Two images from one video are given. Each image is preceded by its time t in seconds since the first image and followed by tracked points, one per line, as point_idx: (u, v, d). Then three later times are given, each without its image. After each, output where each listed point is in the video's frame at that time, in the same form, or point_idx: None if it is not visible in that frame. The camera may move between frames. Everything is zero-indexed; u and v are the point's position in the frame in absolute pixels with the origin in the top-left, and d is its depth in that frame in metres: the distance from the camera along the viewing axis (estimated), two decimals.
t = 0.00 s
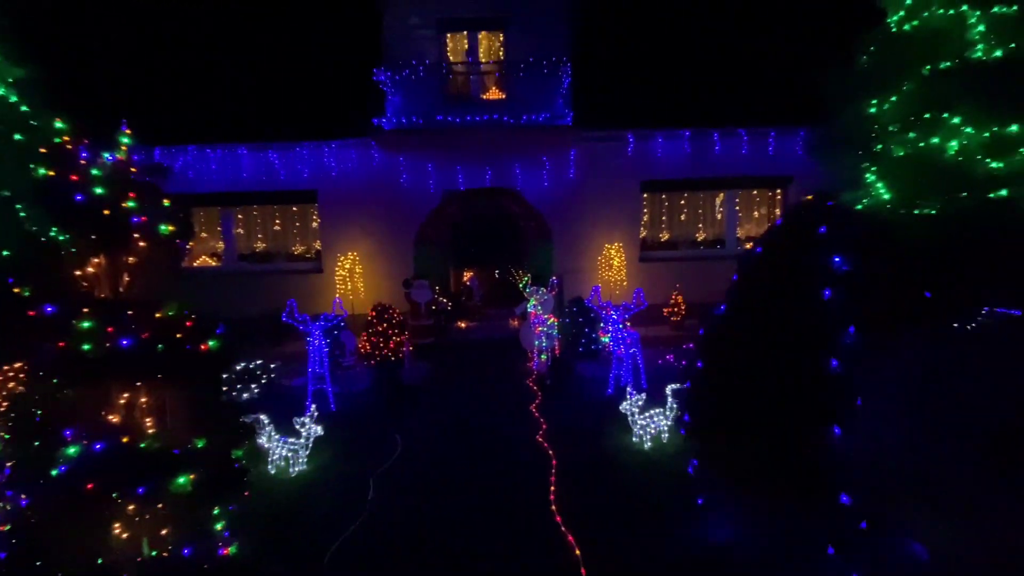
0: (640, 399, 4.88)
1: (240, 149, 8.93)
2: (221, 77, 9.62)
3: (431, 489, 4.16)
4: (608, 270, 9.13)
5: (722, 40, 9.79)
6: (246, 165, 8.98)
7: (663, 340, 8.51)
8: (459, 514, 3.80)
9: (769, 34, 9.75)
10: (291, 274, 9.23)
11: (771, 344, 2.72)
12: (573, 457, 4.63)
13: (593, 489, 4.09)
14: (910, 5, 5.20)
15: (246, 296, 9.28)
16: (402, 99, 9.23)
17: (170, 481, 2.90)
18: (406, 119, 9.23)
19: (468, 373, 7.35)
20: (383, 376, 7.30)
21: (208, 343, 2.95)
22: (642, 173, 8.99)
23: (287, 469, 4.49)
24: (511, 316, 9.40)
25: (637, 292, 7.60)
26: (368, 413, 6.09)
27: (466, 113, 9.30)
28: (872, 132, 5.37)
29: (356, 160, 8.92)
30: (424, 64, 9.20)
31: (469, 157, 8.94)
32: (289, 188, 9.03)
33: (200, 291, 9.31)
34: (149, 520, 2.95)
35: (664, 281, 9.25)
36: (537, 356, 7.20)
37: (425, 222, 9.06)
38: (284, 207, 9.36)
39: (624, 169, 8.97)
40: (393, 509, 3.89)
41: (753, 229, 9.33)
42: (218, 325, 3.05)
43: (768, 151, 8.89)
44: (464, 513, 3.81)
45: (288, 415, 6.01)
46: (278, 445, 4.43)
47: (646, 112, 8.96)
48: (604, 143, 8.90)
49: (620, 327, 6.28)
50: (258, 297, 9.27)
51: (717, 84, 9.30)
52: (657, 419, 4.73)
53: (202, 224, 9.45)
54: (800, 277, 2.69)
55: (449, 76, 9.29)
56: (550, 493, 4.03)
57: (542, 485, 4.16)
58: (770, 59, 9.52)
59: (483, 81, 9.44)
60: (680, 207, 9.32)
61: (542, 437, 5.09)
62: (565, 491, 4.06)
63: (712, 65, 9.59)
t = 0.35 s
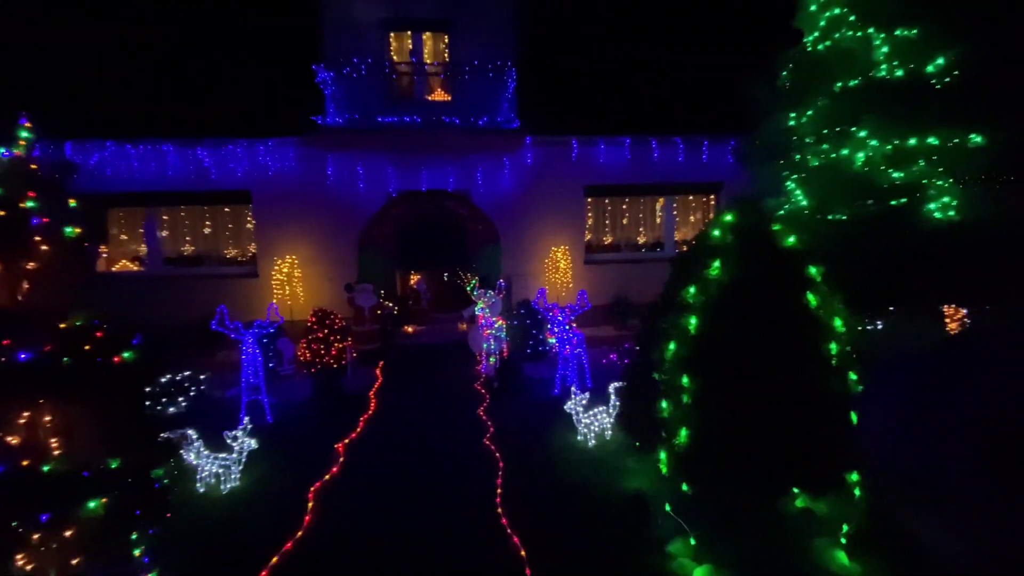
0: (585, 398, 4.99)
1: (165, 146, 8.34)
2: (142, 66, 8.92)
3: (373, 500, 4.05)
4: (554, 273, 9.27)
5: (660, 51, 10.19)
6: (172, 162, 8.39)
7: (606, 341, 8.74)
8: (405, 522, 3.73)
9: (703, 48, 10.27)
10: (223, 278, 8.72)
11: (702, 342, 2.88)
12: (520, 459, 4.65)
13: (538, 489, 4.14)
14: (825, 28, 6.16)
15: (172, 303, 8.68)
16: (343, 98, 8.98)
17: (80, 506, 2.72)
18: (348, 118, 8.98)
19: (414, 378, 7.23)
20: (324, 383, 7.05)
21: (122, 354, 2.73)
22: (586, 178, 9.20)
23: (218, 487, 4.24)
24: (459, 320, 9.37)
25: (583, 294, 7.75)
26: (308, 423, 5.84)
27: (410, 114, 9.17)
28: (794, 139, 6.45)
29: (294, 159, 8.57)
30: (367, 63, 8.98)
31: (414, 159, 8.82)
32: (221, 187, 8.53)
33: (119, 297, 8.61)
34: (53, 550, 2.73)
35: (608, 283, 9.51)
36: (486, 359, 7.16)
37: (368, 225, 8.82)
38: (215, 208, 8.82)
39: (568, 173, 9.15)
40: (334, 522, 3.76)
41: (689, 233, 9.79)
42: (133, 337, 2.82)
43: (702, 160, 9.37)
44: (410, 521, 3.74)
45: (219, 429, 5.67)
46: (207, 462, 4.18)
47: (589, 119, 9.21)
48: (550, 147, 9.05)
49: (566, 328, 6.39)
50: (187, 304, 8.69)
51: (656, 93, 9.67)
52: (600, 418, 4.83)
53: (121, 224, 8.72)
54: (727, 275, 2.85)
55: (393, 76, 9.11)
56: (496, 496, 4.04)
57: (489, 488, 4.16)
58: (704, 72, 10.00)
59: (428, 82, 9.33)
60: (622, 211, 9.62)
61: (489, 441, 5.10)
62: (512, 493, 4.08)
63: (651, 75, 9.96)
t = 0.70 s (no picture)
0: (528, 399, 5.06)
1: (74, 140, 7.65)
2: (50, 55, 8.23)
3: (310, 513, 3.90)
4: (499, 276, 9.30)
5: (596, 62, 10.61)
6: (82, 158, 7.70)
7: (550, 342, 8.87)
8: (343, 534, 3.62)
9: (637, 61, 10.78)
10: (144, 284, 8.10)
11: (638, 341, 2.99)
12: (464, 463, 4.64)
13: (483, 492, 4.15)
14: (747, 44, 6.56)
15: (83, 313, 7.94)
16: (276, 94, 8.53)
17: None
18: (281, 115, 8.51)
19: (356, 386, 7.03)
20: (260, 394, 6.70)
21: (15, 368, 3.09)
22: (530, 182, 9.33)
23: (134, 511, 3.91)
24: (404, 324, 9.22)
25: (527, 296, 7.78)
26: (239, 437, 5.51)
27: (348, 113, 8.90)
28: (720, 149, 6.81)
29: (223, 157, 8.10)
30: (302, 59, 8.65)
31: (353, 159, 8.57)
32: (140, 186, 7.90)
33: (18, 307, 7.79)
34: None
35: (552, 285, 9.66)
36: (431, 363, 7.03)
37: (305, 227, 8.49)
38: (133, 209, 8.18)
39: (511, 177, 9.22)
40: (266, 538, 3.58)
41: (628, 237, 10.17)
42: (30, 351, 3.23)
43: (640, 167, 9.76)
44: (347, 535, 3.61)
45: (137, 447, 5.25)
46: (123, 484, 3.86)
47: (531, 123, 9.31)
48: (494, 151, 9.09)
49: (511, 330, 6.43)
50: (100, 312, 7.98)
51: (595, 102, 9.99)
52: (544, 418, 4.92)
53: (22, 226, 7.89)
54: (658, 278, 2.97)
55: (330, 73, 8.82)
56: (439, 502, 3.98)
57: (432, 495, 4.11)
58: (638, 83, 10.50)
59: (368, 81, 9.12)
60: (565, 215, 9.82)
61: (433, 446, 5.04)
62: (455, 499, 4.05)
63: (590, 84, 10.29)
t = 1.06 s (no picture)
0: (470, 402, 5.06)
1: None
2: None
3: (242, 534, 3.68)
4: (443, 278, 9.21)
5: (535, 71, 10.92)
6: None
7: (494, 344, 8.87)
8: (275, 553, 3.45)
9: (574, 72, 11.21)
10: (46, 291, 7.35)
11: (575, 342, 3.07)
12: (406, 470, 4.56)
13: (424, 498, 4.10)
14: (675, 58, 6.90)
15: None
16: (199, 87, 8.04)
17: None
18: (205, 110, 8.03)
19: (292, 395, 6.72)
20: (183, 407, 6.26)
21: None
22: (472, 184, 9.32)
23: (36, 542, 3.56)
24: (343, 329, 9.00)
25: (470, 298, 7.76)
26: (161, 455, 5.11)
27: (280, 109, 8.49)
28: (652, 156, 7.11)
29: (139, 153, 7.51)
30: (227, 50, 8.16)
31: (285, 158, 8.19)
32: (39, 183, 7.14)
33: None
34: None
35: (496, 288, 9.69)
36: (371, 369, 6.87)
37: (234, 229, 8.04)
38: (31, 208, 7.36)
39: (454, 179, 9.16)
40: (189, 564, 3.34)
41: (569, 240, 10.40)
42: None
43: (579, 172, 10.02)
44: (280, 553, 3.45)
45: (37, 471, 4.74)
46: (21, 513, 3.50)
47: (473, 124, 9.26)
48: (436, 153, 9.01)
49: (453, 334, 6.39)
50: None
51: (536, 108, 10.20)
52: (487, 419, 4.95)
53: None
54: (591, 281, 3.06)
55: (259, 67, 8.38)
56: (379, 513, 3.88)
57: (371, 505, 4.00)
58: (575, 92, 10.86)
59: (301, 77, 8.76)
60: (508, 217, 9.89)
61: (373, 454, 4.92)
62: (395, 507, 3.97)
63: (546, 90, 10.66)
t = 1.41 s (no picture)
0: (408, 409, 4.98)
1: None
2: None
3: (151, 558, 3.43)
4: (381, 282, 8.86)
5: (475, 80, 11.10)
6: None
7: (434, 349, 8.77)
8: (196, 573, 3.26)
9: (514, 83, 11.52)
10: None
11: (507, 346, 3.12)
12: (340, 482, 4.42)
13: (358, 510, 4.00)
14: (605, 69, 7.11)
15: None
16: (107, 77, 7.47)
17: None
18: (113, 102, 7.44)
19: (216, 410, 6.34)
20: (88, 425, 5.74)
21: None
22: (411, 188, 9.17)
23: None
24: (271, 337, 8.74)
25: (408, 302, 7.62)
26: (60, 477, 4.65)
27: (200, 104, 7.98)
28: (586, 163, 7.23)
29: (36, 147, 6.82)
30: (139, 39, 7.62)
31: (206, 156, 7.68)
32: None
33: None
34: None
35: (436, 292, 9.56)
36: (303, 380, 6.59)
37: (148, 232, 7.45)
38: None
39: (391, 180, 8.95)
40: None
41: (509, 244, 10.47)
42: None
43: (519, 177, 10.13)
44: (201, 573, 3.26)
45: None
46: None
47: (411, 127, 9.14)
48: (372, 155, 8.78)
49: (391, 340, 6.25)
50: None
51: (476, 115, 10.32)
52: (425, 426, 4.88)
53: None
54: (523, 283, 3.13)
55: (175, 57, 7.81)
56: (309, 528, 3.75)
57: (301, 520, 3.86)
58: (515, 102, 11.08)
59: (224, 70, 8.21)
60: (449, 221, 9.80)
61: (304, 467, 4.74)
62: (328, 521, 3.84)
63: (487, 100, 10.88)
